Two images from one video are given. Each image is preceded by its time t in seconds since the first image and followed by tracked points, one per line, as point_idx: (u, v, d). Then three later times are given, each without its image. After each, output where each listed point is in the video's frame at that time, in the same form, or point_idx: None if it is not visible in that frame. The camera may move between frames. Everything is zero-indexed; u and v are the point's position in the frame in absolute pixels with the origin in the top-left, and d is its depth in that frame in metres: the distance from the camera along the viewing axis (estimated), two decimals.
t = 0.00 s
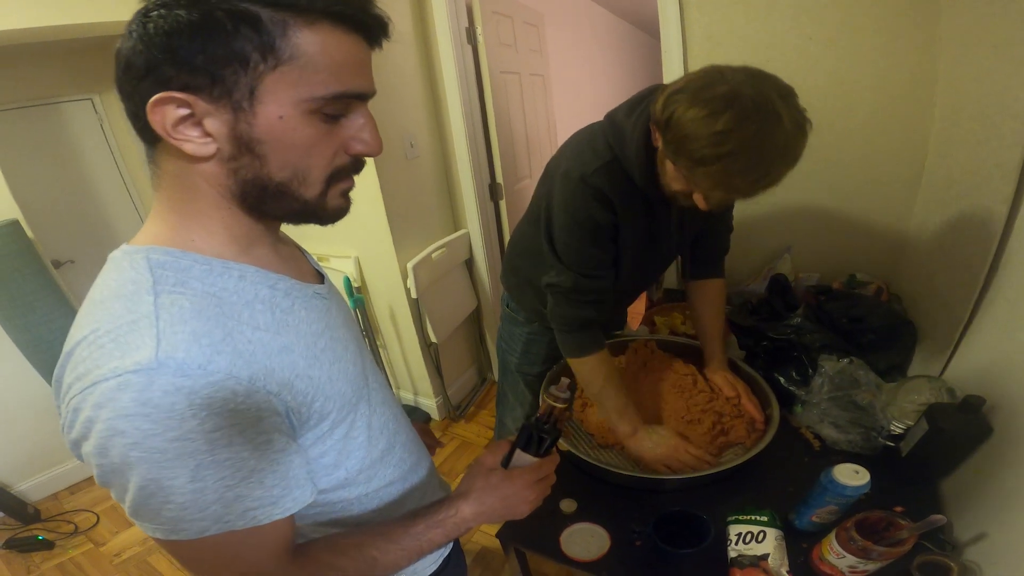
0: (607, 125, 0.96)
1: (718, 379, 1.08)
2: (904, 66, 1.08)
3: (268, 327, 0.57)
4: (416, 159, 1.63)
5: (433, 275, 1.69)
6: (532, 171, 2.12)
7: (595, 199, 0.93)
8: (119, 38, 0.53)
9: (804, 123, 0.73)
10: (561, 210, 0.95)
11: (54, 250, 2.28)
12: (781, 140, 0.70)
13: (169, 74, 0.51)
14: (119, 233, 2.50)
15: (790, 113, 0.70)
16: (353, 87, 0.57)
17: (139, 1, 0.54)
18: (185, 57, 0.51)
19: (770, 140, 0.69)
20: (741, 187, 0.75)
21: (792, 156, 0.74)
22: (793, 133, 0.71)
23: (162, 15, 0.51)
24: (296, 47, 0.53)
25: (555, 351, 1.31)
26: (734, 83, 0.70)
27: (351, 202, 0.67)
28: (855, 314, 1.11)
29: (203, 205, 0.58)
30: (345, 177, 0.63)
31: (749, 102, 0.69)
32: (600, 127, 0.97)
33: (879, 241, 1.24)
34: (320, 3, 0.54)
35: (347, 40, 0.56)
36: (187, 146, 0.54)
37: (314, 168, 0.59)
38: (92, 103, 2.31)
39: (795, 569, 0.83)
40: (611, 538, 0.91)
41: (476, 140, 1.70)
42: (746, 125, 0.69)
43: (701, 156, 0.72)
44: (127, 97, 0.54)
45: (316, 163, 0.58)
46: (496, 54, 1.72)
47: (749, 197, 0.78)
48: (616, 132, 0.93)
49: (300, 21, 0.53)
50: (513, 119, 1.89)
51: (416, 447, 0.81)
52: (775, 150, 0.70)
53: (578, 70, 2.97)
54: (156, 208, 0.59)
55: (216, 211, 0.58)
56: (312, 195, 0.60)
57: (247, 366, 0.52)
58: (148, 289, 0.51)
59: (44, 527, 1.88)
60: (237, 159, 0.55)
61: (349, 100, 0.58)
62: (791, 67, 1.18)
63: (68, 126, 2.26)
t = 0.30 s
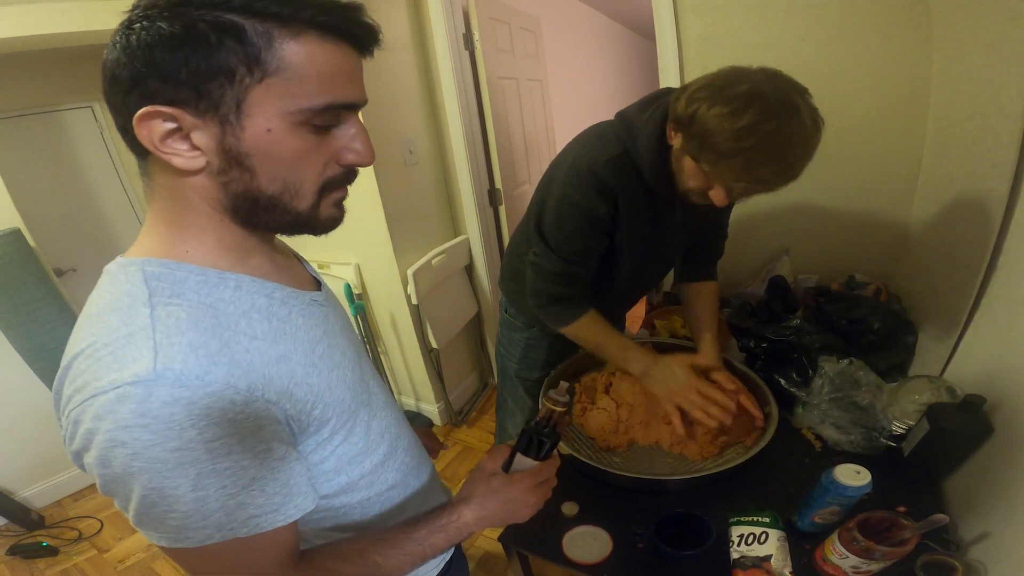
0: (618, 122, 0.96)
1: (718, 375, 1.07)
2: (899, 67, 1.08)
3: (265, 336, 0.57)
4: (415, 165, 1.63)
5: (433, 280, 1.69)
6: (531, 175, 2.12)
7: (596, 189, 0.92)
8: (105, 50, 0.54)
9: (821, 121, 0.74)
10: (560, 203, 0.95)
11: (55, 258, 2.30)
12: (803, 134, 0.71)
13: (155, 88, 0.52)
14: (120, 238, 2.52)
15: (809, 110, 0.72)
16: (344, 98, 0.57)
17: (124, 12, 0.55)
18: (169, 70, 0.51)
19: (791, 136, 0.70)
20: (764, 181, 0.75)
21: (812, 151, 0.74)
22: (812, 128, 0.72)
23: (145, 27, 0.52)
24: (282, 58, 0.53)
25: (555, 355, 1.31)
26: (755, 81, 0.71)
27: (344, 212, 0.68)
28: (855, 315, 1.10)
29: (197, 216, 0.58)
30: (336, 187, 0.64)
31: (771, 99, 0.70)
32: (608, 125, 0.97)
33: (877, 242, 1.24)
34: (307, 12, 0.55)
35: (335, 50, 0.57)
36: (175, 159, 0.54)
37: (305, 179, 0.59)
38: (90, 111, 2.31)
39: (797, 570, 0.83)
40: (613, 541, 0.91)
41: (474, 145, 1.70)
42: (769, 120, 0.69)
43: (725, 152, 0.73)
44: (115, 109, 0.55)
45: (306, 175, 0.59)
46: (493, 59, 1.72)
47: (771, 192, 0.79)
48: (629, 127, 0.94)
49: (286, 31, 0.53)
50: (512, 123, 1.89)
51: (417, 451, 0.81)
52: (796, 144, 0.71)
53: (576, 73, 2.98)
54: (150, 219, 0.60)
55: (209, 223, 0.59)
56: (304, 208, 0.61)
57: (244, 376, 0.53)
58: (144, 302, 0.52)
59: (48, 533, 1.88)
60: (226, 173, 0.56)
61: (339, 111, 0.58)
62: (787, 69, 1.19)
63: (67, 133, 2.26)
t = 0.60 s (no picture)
0: (616, 122, 0.95)
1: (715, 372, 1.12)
2: (892, 65, 1.08)
3: (254, 335, 0.57)
4: (411, 164, 1.63)
5: (429, 279, 1.69)
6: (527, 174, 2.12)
7: (612, 192, 0.91)
8: (88, 51, 0.54)
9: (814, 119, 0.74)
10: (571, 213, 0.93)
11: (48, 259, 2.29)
12: (796, 135, 0.71)
13: (137, 91, 0.52)
14: (113, 237, 2.52)
15: (803, 109, 0.71)
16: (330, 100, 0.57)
17: (106, 14, 0.55)
18: (151, 74, 0.51)
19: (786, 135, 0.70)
20: (758, 182, 0.75)
21: (805, 150, 0.74)
22: (805, 128, 0.71)
23: (126, 29, 0.52)
24: (265, 61, 0.54)
25: (552, 354, 1.31)
26: (749, 82, 0.71)
27: (332, 213, 0.68)
28: (849, 312, 1.10)
29: (185, 216, 0.58)
30: (323, 190, 0.64)
31: (765, 99, 0.69)
32: (607, 125, 0.96)
33: (870, 239, 1.24)
34: (290, 16, 0.55)
35: (320, 53, 0.57)
36: (158, 162, 0.54)
37: (290, 182, 0.59)
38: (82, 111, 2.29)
39: (794, 567, 0.83)
40: (610, 540, 0.91)
41: (469, 143, 1.70)
42: (764, 121, 0.69)
43: (719, 153, 0.73)
44: (98, 112, 0.55)
45: (291, 177, 0.59)
46: (488, 58, 1.72)
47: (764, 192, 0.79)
48: (627, 127, 0.92)
49: (269, 35, 0.54)
50: (507, 122, 1.89)
51: (412, 448, 0.81)
52: (790, 144, 0.71)
53: (571, 72, 2.98)
54: (138, 221, 0.60)
55: (195, 225, 0.59)
56: (290, 210, 0.61)
57: (233, 375, 0.53)
58: (130, 302, 0.52)
59: (44, 535, 1.87)
60: (211, 175, 0.56)
61: (323, 113, 0.58)
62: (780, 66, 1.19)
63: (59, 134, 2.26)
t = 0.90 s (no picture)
0: (594, 103, 0.94)
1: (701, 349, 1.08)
2: (869, 45, 1.07)
3: (223, 330, 0.56)
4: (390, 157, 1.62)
5: (411, 271, 1.68)
6: (509, 164, 2.11)
7: (574, 165, 0.91)
8: (42, 48, 0.52)
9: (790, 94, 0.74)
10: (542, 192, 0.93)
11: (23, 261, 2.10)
12: (774, 108, 0.70)
13: (95, 86, 0.50)
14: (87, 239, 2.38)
15: (779, 83, 0.71)
16: (295, 94, 0.56)
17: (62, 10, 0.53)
18: (111, 69, 0.50)
19: (762, 108, 0.70)
20: (737, 155, 0.75)
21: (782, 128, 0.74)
22: (783, 101, 0.71)
23: (83, 26, 0.50)
24: (229, 56, 0.52)
25: (535, 343, 1.30)
26: (725, 57, 0.70)
27: (301, 206, 0.67)
28: (829, 295, 1.10)
29: (148, 213, 0.57)
30: (290, 183, 0.63)
31: (741, 74, 0.69)
32: (583, 105, 0.95)
33: (847, 222, 1.23)
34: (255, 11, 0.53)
35: (286, 48, 0.55)
36: (118, 157, 0.53)
37: (256, 177, 0.58)
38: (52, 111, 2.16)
39: (781, 552, 0.83)
40: (598, 529, 0.90)
41: (449, 135, 1.69)
42: (741, 94, 0.69)
43: (697, 129, 0.73)
44: (53, 109, 0.53)
45: (256, 172, 0.57)
46: (467, 48, 1.70)
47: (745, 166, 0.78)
48: (604, 104, 0.92)
49: (232, 30, 0.52)
50: (487, 113, 1.88)
51: (395, 441, 0.81)
52: (768, 118, 0.70)
53: (552, 62, 2.97)
54: (98, 219, 0.58)
55: (160, 222, 0.58)
56: (257, 203, 0.60)
57: (202, 370, 0.52)
58: (92, 300, 0.50)
59: (34, 539, 1.86)
60: (173, 168, 0.54)
61: (288, 105, 0.57)
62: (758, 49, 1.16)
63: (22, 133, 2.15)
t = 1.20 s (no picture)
0: (595, 113, 0.92)
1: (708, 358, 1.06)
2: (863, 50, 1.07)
3: (228, 328, 0.56)
4: (384, 156, 1.61)
5: (404, 272, 1.67)
6: (503, 164, 2.11)
7: (582, 181, 0.88)
8: (66, 37, 0.50)
9: (793, 123, 0.72)
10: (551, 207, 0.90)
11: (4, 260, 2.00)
12: (775, 141, 0.69)
13: (120, 78, 0.48)
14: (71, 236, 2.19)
15: (783, 113, 0.69)
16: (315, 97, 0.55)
17: None
18: (139, 62, 0.48)
19: (764, 140, 0.68)
20: (734, 187, 0.74)
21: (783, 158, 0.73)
22: (785, 132, 0.69)
23: (114, 17, 0.48)
24: (257, 58, 0.51)
25: (529, 344, 1.30)
26: (730, 84, 0.68)
27: (306, 206, 0.66)
28: (818, 298, 1.10)
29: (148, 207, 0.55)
30: (298, 184, 0.62)
31: (745, 105, 0.67)
32: (585, 115, 0.92)
33: (837, 226, 1.24)
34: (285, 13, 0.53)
35: (310, 53, 0.55)
36: (134, 152, 0.51)
37: (268, 177, 0.57)
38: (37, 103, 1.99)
39: (772, 553, 0.84)
40: (590, 530, 0.91)
41: (444, 135, 1.69)
42: (744, 125, 0.67)
43: (697, 158, 0.71)
44: (70, 98, 0.51)
45: (269, 173, 0.57)
46: (462, 48, 1.70)
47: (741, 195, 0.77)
48: (606, 117, 0.89)
49: (263, 32, 0.51)
50: (482, 114, 1.88)
51: (379, 441, 0.81)
52: (768, 150, 0.69)
53: (546, 63, 2.97)
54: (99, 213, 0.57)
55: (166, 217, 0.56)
56: (268, 203, 0.59)
57: (210, 369, 0.51)
58: (100, 295, 0.49)
59: (21, 540, 1.81)
60: (186, 166, 0.53)
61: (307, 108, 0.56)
62: (754, 52, 1.17)
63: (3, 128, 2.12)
